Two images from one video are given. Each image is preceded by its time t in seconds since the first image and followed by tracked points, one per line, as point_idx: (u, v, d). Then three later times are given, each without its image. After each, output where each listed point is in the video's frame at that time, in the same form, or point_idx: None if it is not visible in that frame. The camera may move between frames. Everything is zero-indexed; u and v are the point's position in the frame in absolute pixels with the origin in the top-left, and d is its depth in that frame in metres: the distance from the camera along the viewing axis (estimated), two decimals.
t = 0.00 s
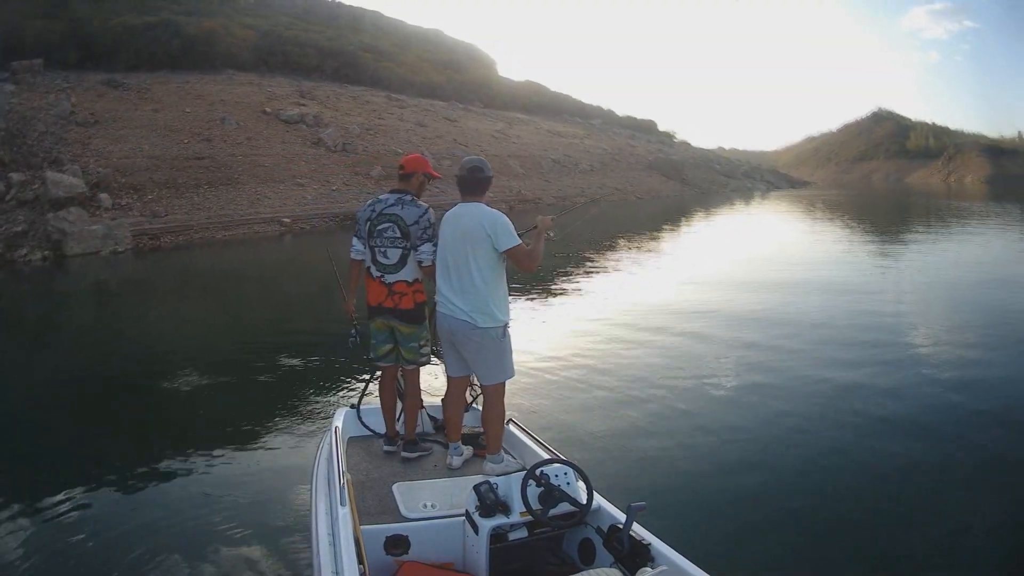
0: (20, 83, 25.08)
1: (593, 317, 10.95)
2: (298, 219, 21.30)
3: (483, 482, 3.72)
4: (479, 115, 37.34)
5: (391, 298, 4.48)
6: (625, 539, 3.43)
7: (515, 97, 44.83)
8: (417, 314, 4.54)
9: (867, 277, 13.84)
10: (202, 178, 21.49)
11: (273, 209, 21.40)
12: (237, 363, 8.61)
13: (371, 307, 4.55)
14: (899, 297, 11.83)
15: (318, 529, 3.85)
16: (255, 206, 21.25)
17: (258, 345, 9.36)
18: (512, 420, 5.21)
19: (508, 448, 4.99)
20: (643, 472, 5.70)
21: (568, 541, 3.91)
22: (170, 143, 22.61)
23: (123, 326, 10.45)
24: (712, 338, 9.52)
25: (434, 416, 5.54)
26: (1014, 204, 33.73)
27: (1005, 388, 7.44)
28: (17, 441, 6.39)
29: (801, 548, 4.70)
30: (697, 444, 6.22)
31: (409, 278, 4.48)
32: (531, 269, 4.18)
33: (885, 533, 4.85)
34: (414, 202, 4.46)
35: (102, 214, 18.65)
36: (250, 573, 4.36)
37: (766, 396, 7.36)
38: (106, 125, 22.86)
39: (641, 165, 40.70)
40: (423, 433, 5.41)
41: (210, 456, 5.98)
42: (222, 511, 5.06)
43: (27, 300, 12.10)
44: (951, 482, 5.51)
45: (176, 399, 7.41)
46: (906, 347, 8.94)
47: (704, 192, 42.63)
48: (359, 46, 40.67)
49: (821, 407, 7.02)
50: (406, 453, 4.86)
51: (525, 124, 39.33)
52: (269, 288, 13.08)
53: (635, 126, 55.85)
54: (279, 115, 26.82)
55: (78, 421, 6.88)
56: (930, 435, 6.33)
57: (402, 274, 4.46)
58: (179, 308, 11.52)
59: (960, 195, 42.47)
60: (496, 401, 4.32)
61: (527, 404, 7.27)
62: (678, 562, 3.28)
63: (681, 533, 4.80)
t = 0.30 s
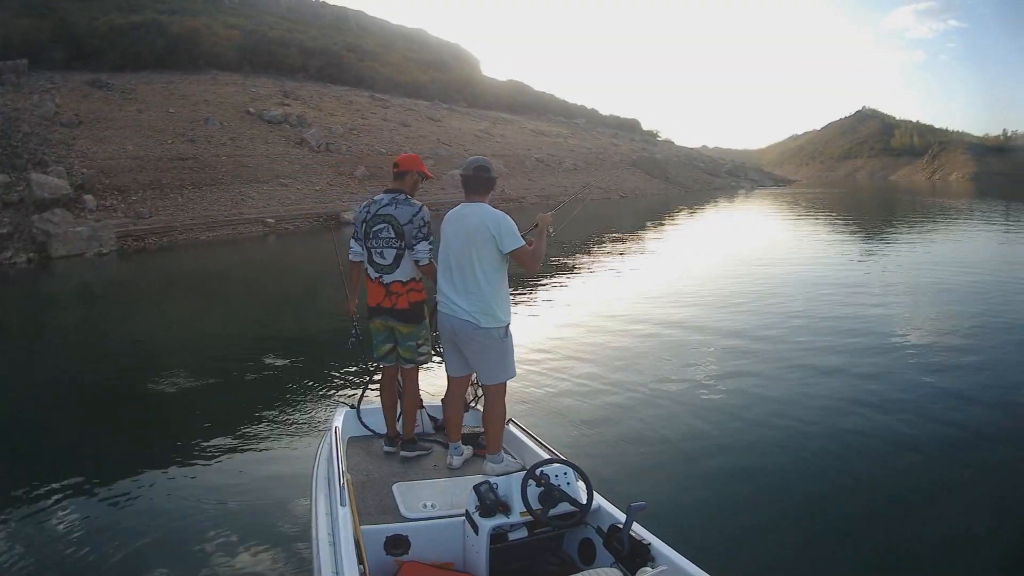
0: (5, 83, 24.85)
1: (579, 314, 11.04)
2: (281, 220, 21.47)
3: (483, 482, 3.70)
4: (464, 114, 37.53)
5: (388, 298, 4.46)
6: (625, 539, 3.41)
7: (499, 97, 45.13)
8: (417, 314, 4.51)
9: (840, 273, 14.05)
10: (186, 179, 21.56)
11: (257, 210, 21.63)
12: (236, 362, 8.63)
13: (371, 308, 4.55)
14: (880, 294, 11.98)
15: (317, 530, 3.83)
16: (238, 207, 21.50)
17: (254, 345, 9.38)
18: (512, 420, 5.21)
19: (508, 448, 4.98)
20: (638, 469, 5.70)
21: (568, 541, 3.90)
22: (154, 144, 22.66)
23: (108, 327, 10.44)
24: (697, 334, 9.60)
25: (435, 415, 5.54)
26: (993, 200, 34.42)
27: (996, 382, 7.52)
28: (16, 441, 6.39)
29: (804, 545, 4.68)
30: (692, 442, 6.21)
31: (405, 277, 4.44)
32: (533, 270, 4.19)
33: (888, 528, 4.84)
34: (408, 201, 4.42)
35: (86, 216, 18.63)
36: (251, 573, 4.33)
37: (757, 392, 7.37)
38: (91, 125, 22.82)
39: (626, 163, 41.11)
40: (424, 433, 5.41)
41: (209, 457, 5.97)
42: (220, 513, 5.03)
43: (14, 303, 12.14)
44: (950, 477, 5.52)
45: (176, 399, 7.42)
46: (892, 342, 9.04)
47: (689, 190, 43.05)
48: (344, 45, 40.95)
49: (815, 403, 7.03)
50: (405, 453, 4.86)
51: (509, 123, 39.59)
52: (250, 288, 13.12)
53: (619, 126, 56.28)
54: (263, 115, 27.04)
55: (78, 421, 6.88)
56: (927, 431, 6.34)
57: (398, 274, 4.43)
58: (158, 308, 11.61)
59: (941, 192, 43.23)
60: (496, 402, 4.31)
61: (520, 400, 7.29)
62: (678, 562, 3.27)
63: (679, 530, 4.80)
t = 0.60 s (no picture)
0: None
1: (562, 319, 11.08)
2: (266, 219, 21.89)
3: (483, 483, 3.69)
4: (452, 119, 37.84)
5: (397, 300, 4.45)
6: (626, 540, 3.39)
7: (487, 104, 45.50)
8: (424, 316, 4.51)
9: (812, 286, 14.24)
10: (173, 174, 21.71)
11: (243, 208, 22.01)
12: (238, 360, 8.64)
13: (376, 310, 4.53)
14: (863, 307, 12.11)
15: (317, 530, 3.81)
16: (225, 205, 21.85)
17: (252, 343, 9.42)
18: (513, 422, 5.21)
19: (509, 450, 4.98)
20: (633, 472, 5.68)
21: (568, 542, 3.88)
22: (142, 138, 22.76)
23: (94, 321, 10.49)
24: (679, 343, 9.60)
25: (435, 416, 5.53)
26: (972, 220, 35.11)
27: (989, 393, 7.58)
28: (17, 441, 6.25)
29: (810, 550, 4.63)
30: (689, 448, 6.17)
31: (414, 279, 4.44)
32: (540, 272, 4.20)
33: (896, 534, 4.81)
34: (420, 203, 4.43)
35: (73, 208, 18.78)
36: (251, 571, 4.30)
37: (747, 400, 7.36)
38: (81, 117, 22.90)
39: (613, 173, 41.58)
40: (424, 434, 5.41)
41: (207, 452, 5.99)
42: (218, 510, 5.01)
43: None
44: (953, 485, 5.51)
45: (180, 396, 7.40)
46: (879, 354, 9.07)
47: (674, 202, 43.49)
48: (334, 47, 41.21)
49: (809, 411, 7.02)
50: (406, 454, 4.85)
51: (497, 130, 39.94)
52: (225, 284, 13.31)
53: (606, 136, 56.72)
54: (252, 113, 27.20)
55: (81, 419, 6.78)
56: (925, 441, 6.35)
57: (408, 276, 4.43)
58: (133, 302, 11.74)
59: (922, 210, 44.04)
60: (500, 403, 4.30)
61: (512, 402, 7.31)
62: (680, 563, 3.24)
63: (679, 533, 4.77)
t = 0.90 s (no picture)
0: None
1: (548, 318, 11.11)
2: (249, 222, 21.72)
3: (483, 482, 3.69)
4: (433, 121, 37.90)
5: (394, 298, 4.43)
6: (626, 539, 3.38)
7: (469, 107, 45.60)
8: (421, 314, 4.51)
9: (786, 286, 14.37)
10: (155, 176, 21.70)
11: (225, 211, 21.80)
12: (237, 361, 8.68)
13: (373, 312, 4.49)
14: (843, 306, 12.23)
15: (317, 531, 3.81)
16: (206, 207, 21.68)
17: (246, 344, 9.45)
18: (512, 420, 5.21)
19: (508, 449, 4.99)
20: (627, 471, 5.69)
21: (569, 540, 3.89)
22: (124, 140, 22.72)
23: (79, 322, 10.47)
24: (663, 343, 9.64)
25: (434, 415, 5.54)
26: (949, 221, 35.77)
27: (979, 389, 7.67)
28: (19, 440, 6.28)
29: (810, 546, 4.64)
30: (683, 447, 6.18)
31: (410, 276, 4.45)
32: (534, 270, 4.21)
33: (895, 530, 4.85)
34: (409, 200, 4.44)
35: (55, 210, 18.87)
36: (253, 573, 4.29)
37: (736, 397, 7.39)
38: (63, 118, 22.89)
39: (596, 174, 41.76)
40: (423, 433, 5.41)
41: (209, 451, 6.02)
42: (216, 511, 5.00)
43: None
44: (949, 482, 5.55)
45: (181, 395, 7.44)
46: (863, 352, 9.16)
47: (656, 205, 43.80)
48: (315, 49, 41.25)
49: (800, 409, 7.06)
50: (406, 453, 4.85)
51: (479, 132, 40.04)
52: (205, 288, 13.15)
53: (586, 139, 56.98)
54: (234, 115, 27.18)
55: (81, 418, 6.80)
56: (919, 437, 6.40)
57: (404, 273, 4.43)
58: (115, 304, 11.70)
59: (900, 212, 44.81)
60: (499, 401, 4.31)
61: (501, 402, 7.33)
62: (681, 561, 3.25)
63: (678, 530, 4.79)
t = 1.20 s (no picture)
0: None
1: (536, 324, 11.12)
2: (236, 220, 22.02)
3: (483, 483, 3.68)
4: (422, 125, 37.97)
5: (396, 299, 4.43)
6: (625, 540, 3.38)
7: (459, 111, 45.69)
8: (421, 315, 4.52)
9: (765, 296, 14.43)
10: (143, 172, 21.64)
11: (211, 208, 22.04)
12: (242, 360, 8.65)
13: (374, 312, 4.48)
14: (827, 317, 12.32)
15: (316, 531, 3.80)
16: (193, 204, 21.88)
17: (247, 344, 9.43)
18: (512, 421, 5.21)
19: (509, 450, 4.99)
20: (623, 474, 5.70)
21: (568, 541, 3.88)
22: (114, 135, 22.72)
23: (72, 318, 10.29)
24: (650, 350, 9.67)
25: (435, 416, 5.54)
26: (932, 238, 36.37)
27: (968, 403, 7.74)
28: (19, 440, 6.10)
29: (806, 553, 4.65)
30: (679, 452, 6.18)
31: (412, 276, 4.46)
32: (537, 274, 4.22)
33: (893, 536, 4.88)
34: (412, 201, 4.45)
35: (44, 203, 19.00)
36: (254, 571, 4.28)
37: (726, 405, 7.40)
38: (54, 110, 22.89)
39: (584, 181, 41.90)
40: (424, 433, 5.41)
41: (209, 449, 6.02)
42: (217, 510, 4.97)
43: None
44: (943, 491, 5.59)
45: (187, 394, 7.40)
46: (849, 363, 9.23)
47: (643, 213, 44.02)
48: (306, 50, 41.26)
49: (791, 417, 7.08)
50: (404, 453, 4.86)
51: (469, 137, 40.18)
52: (191, 286, 12.98)
53: (573, 147, 57.21)
54: (224, 113, 27.15)
55: (83, 418, 6.65)
56: (914, 447, 6.43)
57: (406, 274, 4.43)
58: (104, 301, 11.55)
59: (885, 227, 45.38)
60: (500, 403, 4.30)
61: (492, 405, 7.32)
62: (679, 563, 3.25)
63: (676, 535, 4.79)
